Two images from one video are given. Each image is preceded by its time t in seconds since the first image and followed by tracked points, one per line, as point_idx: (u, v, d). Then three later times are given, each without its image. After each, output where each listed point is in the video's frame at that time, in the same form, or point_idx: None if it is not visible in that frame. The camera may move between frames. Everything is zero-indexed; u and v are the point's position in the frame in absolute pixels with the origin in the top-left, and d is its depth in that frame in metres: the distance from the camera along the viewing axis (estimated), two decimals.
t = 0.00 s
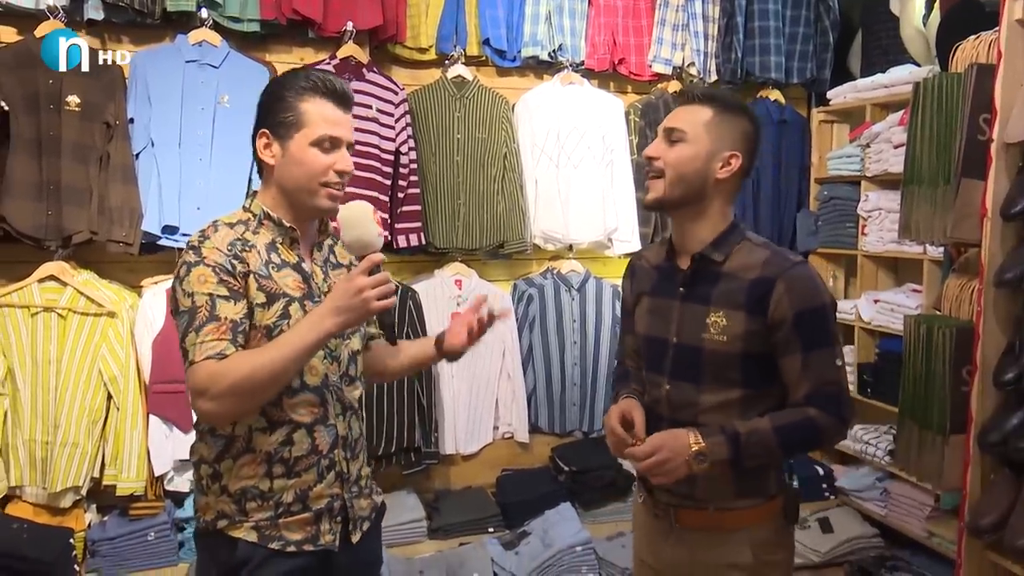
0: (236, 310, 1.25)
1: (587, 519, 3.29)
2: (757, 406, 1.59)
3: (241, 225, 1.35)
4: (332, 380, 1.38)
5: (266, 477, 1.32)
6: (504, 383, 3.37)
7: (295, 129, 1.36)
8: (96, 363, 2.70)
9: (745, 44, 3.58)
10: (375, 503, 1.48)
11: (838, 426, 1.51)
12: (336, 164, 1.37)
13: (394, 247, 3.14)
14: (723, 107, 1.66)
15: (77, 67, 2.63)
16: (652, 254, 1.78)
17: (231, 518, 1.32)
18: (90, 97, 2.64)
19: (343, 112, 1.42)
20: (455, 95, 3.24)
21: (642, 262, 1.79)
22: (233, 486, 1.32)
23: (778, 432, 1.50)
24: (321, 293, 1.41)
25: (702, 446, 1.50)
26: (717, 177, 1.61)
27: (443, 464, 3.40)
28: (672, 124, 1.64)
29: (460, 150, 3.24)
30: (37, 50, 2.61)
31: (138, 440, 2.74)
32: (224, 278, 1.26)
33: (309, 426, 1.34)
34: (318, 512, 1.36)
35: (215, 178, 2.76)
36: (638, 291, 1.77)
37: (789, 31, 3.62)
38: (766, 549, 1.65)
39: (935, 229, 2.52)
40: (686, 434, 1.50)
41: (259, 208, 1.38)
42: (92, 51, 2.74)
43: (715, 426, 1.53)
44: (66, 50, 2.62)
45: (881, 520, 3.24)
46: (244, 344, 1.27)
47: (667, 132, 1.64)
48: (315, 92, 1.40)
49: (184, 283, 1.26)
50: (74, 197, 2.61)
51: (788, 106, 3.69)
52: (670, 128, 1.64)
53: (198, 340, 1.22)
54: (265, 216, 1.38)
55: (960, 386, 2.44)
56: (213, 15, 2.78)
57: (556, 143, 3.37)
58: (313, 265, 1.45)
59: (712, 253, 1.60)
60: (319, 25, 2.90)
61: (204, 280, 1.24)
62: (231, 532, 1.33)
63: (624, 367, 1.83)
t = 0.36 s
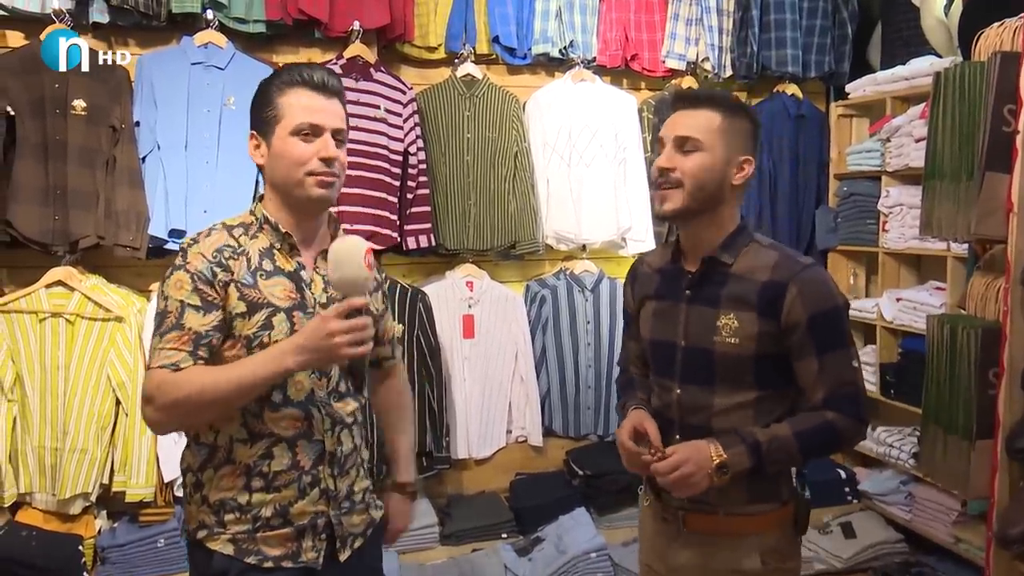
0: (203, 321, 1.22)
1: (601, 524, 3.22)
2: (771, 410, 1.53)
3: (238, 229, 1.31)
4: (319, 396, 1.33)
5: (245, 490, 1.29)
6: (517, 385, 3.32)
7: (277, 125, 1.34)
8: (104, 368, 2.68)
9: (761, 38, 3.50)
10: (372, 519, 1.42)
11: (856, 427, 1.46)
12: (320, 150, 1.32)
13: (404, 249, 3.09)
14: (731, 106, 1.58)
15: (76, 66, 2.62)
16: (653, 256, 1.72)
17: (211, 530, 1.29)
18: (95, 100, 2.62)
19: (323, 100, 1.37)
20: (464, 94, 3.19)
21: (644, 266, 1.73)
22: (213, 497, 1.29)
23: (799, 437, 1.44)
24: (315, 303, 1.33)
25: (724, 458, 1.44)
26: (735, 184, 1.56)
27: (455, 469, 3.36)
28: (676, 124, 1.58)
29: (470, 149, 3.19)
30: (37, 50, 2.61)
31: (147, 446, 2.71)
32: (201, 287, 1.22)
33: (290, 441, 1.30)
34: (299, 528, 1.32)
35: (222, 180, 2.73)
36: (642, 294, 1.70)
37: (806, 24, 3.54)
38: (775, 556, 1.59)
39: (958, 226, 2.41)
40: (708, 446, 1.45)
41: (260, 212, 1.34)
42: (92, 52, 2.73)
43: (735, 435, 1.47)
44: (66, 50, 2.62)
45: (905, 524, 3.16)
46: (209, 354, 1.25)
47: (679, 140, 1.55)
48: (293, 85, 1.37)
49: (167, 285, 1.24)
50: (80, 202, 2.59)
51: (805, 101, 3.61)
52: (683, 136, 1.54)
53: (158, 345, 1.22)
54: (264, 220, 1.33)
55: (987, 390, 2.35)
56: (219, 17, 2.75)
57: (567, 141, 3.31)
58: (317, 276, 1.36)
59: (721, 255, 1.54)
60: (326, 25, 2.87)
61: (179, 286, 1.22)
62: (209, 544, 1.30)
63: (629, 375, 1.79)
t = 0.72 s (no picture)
0: (169, 338, 1.20)
1: (615, 539, 3.14)
2: (787, 421, 1.46)
3: (230, 237, 1.27)
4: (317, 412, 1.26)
5: (237, 506, 1.24)
6: (531, 395, 3.25)
7: (257, 132, 1.30)
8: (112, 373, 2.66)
9: (784, 41, 3.41)
10: (372, 532, 1.36)
11: (877, 436, 1.40)
12: (299, 155, 1.27)
13: (416, 255, 3.05)
14: (736, 113, 1.53)
15: (76, 67, 2.59)
16: (650, 269, 1.62)
17: (200, 546, 1.24)
18: (106, 104, 2.61)
19: (302, 100, 1.31)
20: (479, 98, 3.15)
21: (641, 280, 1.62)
22: (204, 513, 1.24)
23: (819, 449, 1.37)
24: (312, 312, 1.27)
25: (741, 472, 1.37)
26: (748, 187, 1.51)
27: (467, 479, 3.30)
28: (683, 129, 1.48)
29: (484, 154, 3.13)
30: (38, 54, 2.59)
31: (154, 453, 2.69)
32: (174, 303, 1.20)
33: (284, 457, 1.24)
34: (292, 548, 1.26)
35: (231, 184, 2.71)
36: (643, 307, 1.60)
37: (830, 27, 3.45)
38: None
39: (988, 234, 2.31)
40: (723, 458, 1.38)
41: (254, 217, 1.30)
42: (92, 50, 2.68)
43: (751, 446, 1.40)
44: (66, 50, 2.59)
45: (932, 544, 3.05)
46: (175, 371, 1.23)
47: (705, 137, 1.46)
48: (270, 87, 1.31)
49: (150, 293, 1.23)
50: (90, 206, 2.57)
51: (829, 105, 3.51)
52: (709, 135, 1.46)
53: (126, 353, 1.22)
54: (258, 226, 1.29)
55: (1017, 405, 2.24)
56: (230, 20, 2.73)
57: (584, 146, 3.25)
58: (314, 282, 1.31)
59: (730, 261, 1.47)
60: (339, 28, 2.83)
61: (156, 298, 1.20)
62: (198, 561, 1.24)
63: (620, 392, 1.71)
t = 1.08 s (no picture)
0: (158, 347, 1.18)
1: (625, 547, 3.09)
2: (795, 429, 1.41)
3: (220, 245, 1.25)
4: (301, 425, 1.22)
5: (218, 518, 1.21)
6: (540, 401, 3.21)
7: (237, 138, 1.27)
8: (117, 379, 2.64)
9: (798, 40, 3.35)
10: (364, 547, 1.30)
11: (888, 442, 1.36)
12: (276, 161, 1.23)
13: (423, 259, 3.02)
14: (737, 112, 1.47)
15: (76, 67, 2.59)
16: (644, 277, 1.55)
17: (185, 552, 1.22)
18: (111, 108, 2.59)
19: (279, 103, 1.27)
20: (487, 99, 3.11)
21: (634, 288, 1.56)
22: (189, 521, 1.22)
23: (829, 455, 1.33)
24: (296, 325, 1.23)
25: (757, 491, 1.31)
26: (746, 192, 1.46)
27: (475, 486, 3.26)
28: (683, 131, 1.42)
29: (493, 156, 3.10)
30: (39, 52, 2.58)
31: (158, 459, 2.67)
32: (162, 313, 1.18)
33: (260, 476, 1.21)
34: (272, 562, 1.23)
35: (235, 189, 2.69)
36: (639, 318, 1.54)
37: (846, 25, 3.38)
38: None
39: (1005, 236, 2.25)
40: (738, 473, 1.32)
41: (241, 225, 1.28)
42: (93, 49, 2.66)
43: (762, 458, 1.35)
44: (66, 50, 2.58)
45: (951, 554, 2.97)
46: (167, 381, 1.21)
47: (704, 142, 1.40)
48: (247, 92, 1.28)
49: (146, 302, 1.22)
50: (95, 211, 2.56)
51: (845, 105, 3.45)
52: (708, 139, 1.40)
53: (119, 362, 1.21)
54: (248, 235, 1.26)
55: None
56: (236, 23, 2.71)
57: (593, 147, 3.20)
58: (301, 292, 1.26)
59: (730, 267, 1.42)
60: (344, 29, 2.81)
61: (145, 306, 1.19)
62: (182, 567, 1.22)
63: (614, 404, 1.65)
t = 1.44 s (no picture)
0: (159, 348, 1.17)
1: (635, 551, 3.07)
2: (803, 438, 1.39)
3: (229, 247, 1.22)
4: (311, 430, 1.20)
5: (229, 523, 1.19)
6: (551, 403, 3.19)
7: (275, 161, 1.17)
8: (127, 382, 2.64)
9: (812, 37, 3.30)
10: (374, 549, 1.29)
11: (899, 448, 1.34)
12: (313, 208, 1.17)
13: (433, 261, 3.00)
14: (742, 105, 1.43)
15: (76, 67, 2.59)
16: (650, 276, 1.52)
17: (191, 558, 1.21)
18: (120, 111, 2.59)
19: (329, 146, 1.15)
20: (497, 100, 3.09)
21: (641, 287, 1.53)
22: (197, 526, 1.20)
23: (840, 465, 1.31)
24: (307, 329, 1.21)
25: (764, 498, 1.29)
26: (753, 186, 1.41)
27: (487, 488, 3.24)
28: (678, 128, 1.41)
29: (503, 157, 3.08)
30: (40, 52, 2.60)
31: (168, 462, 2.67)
32: (167, 315, 1.16)
33: (274, 479, 1.18)
34: (282, 566, 1.21)
35: (241, 190, 2.67)
36: (646, 320, 1.51)
37: (860, 22, 3.34)
38: None
39: None
40: (746, 479, 1.30)
41: (254, 226, 1.24)
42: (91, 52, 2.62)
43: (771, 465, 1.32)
44: (66, 50, 2.59)
45: (970, 557, 2.92)
46: (166, 382, 1.19)
47: (695, 139, 1.38)
48: (291, 116, 1.16)
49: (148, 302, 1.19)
50: (104, 214, 2.56)
51: (859, 103, 3.41)
52: (701, 134, 1.38)
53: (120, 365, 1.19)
54: (258, 235, 1.23)
55: None
56: (244, 24, 2.71)
57: (605, 147, 3.17)
58: (313, 296, 1.24)
59: (741, 269, 1.39)
60: (352, 30, 2.80)
61: (149, 307, 1.16)
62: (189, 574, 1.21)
63: (620, 405, 1.63)
